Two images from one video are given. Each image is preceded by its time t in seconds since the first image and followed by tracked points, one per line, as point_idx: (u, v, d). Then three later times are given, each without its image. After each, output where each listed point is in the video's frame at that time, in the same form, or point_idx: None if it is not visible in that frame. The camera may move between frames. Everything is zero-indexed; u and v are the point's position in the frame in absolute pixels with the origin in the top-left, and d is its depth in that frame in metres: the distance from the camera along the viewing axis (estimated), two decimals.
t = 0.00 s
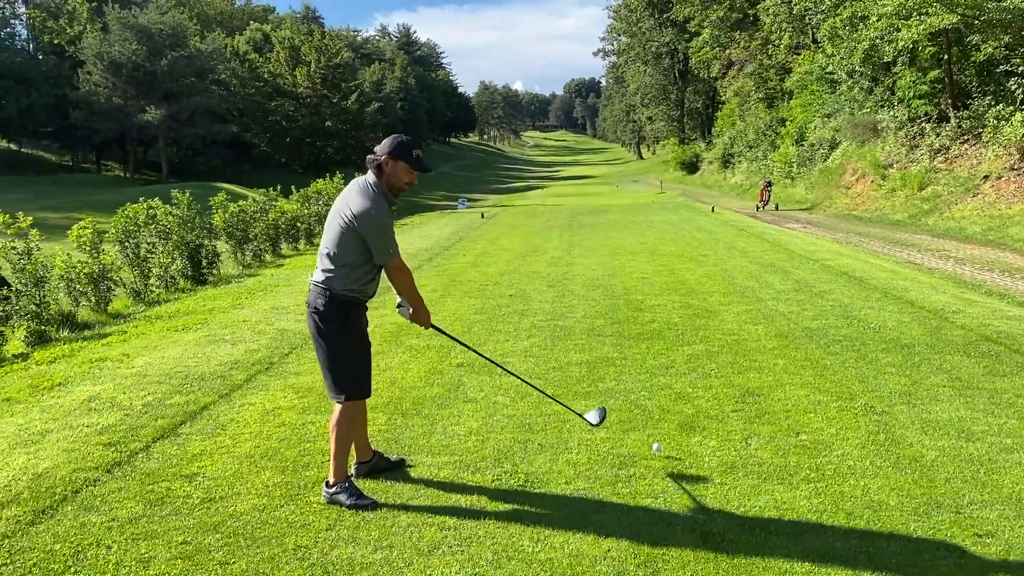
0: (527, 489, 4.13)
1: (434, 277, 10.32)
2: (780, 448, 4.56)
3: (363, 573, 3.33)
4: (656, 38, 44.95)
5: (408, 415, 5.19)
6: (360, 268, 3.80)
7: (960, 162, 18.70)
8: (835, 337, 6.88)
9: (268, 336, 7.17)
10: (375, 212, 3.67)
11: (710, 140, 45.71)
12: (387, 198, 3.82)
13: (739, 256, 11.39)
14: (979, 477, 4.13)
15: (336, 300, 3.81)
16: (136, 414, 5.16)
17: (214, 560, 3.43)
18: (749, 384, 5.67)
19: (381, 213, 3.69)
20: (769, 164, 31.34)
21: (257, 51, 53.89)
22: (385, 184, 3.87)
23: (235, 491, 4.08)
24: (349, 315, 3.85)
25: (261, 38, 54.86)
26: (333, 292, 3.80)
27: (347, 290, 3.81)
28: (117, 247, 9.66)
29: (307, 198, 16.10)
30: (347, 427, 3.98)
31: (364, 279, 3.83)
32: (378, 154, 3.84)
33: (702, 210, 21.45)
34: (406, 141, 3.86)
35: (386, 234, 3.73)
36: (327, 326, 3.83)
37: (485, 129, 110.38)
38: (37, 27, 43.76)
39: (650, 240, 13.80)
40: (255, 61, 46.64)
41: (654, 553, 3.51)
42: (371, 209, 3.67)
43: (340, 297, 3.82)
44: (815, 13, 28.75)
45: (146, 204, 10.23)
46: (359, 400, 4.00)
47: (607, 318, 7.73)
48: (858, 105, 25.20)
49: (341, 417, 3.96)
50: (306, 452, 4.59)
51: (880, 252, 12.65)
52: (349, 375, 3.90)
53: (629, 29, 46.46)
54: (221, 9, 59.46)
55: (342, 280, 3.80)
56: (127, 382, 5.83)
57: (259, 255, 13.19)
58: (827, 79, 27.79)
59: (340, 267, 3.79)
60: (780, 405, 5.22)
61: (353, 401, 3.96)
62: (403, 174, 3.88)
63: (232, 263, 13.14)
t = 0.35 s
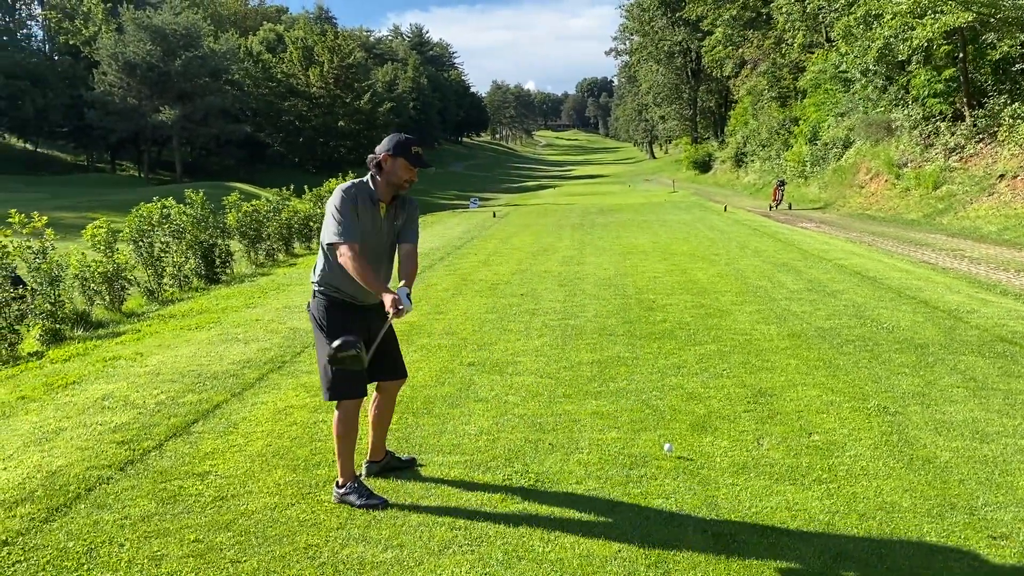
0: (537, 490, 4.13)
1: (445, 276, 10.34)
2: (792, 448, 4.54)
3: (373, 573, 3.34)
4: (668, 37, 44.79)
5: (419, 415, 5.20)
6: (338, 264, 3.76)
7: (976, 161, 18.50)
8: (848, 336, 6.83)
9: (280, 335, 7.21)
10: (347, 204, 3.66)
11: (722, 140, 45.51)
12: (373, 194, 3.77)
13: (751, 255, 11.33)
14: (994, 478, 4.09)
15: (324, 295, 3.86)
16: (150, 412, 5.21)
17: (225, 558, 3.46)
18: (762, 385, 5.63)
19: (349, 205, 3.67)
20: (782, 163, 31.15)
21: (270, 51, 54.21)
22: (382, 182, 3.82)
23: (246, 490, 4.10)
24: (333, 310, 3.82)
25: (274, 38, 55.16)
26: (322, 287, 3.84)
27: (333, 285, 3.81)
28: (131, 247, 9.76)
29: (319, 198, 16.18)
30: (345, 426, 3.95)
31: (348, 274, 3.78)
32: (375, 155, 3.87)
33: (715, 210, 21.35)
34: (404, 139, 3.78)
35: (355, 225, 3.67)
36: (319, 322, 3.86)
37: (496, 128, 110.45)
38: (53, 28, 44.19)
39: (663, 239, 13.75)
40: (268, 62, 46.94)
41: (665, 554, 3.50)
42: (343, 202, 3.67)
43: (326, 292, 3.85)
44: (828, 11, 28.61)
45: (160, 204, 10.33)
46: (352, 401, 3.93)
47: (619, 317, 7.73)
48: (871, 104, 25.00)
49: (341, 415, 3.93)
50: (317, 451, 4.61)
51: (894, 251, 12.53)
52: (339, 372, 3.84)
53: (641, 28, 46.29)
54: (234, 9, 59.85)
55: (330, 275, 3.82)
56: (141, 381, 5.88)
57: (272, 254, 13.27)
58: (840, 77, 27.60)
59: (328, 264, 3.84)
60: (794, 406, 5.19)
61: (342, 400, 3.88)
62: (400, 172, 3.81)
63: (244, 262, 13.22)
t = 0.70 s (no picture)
0: (542, 492, 4.12)
1: (454, 278, 10.36)
2: (799, 452, 4.51)
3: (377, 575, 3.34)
4: (680, 39, 44.63)
5: (425, 417, 5.21)
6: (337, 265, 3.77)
7: (989, 163, 18.30)
8: (857, 340, 6.79)
9: (288, 336, 7.25)
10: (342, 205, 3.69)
11: (734, 141, 45.30)
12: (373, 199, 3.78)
13: (761, 258, 11.26)
14: (1003, 484, 4.05)
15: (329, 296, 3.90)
16: (157, 414, 5.24)
17: (229, 560, 3.47)
18: (769, 388, 5.61)
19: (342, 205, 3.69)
20: (794, 165, 30.98)
21: (281, 53, 54.52)
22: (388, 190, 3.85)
23: (251, 492, 4.12)
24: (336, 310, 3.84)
25: (286, 40, 55.46)
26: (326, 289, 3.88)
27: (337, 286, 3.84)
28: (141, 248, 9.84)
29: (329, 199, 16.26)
30: (352, 428, 3.95)
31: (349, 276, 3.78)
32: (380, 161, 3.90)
33: (725, 211, 21.25)
34: (409, 147, 3.81)
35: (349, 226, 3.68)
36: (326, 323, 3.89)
37: (507, 130, 110.55)
38: (67, 31, 44.69)
39: (672, 242, 13.69)
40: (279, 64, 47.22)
41: (669, 558, 3.48)
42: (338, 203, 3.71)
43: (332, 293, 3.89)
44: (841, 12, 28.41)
45: (171, 206, 10.42)
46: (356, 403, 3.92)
47: (627, 320, 7.71)
48: (884, 105, 24.80)
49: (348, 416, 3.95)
50: (323, 453, 4.62)
51: (906, 254, 12.42)
52: (345, 372, 3.85)
53: (652, 29, 46.15)
54: (246, 11, 60.23)
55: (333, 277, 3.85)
56: (149, 382, 5.93)
57: (282, 256, 13.35)
58: (853, 78, 27.38)
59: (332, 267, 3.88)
60: (801, 409, 5.16)
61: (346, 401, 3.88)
62: (404, 178, 3.80)
63: (255, 264, 13.31)
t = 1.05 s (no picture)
0: (544, 500, 4.11)
1: (459, 283, 10.39)
2: (802, 459, 4.49)
3: None
4: (687, 44, 44.62)
5: (428, 422, 5.21)
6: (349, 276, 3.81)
7: (998, 168, 18.18)
8: (862, 346, 6.77)
9: (293, 341, 7.30)
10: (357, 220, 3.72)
11: (742, 146, 45.23)
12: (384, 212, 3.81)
13: (767, 263, 11.25)
14: (1006, 492, 4.02)
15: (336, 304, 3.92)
16: (162, 418, 5.27)
17: (231, 565, 3.49)
18: (773, 395, 5.59)
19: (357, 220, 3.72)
20: (802, 170, 30.88)
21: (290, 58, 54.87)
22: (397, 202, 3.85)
23: (254, 497, 4.14)
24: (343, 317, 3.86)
25: (295, 45, 55.82)
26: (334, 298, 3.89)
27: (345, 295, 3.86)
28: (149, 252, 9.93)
29: (336, 204, 16.36)
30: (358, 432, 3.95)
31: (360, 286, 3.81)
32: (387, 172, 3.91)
33: (732, 217, 21.22)
34: (420, 160, 3.81)
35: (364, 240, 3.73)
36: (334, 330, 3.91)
37: (515, 135, 110.78)
38: (78, 36, 45.13)
39: (678, 247, 13.69)
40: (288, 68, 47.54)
41: (669, 565, 3.47)
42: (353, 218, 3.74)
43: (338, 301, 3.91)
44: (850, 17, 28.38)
45: (178, 210, 10.50)
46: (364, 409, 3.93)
47: (631, 326, 7.71)
48: (892, 110, 24.71)
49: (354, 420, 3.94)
50: (326, 458, 4.64)
51: (913, 260, 12.36)
52: (354, 377, 3.87)
53: (660, 34, 46.12)
54: (255, 17, 60.66)
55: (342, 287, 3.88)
56: (154, 387, 5.97)
57: (289, 261, 13.43)
58: (861, 84, 27.29)
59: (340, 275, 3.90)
60: (805, 415, 5.14)
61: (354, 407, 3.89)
62: (415, 192, 3.83)
63: (262, 268, 13.39)
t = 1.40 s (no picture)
0: (543, 507, 4.10)
1: (461, 288, 10.39)
2: (802, 467, 4.48)
3: None
4: (689, 50, 44.70)
5: (429, 429, 5.21)
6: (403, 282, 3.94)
7: (1000, 175, 18.13)
8: (864, 353, 6.76)
9: (294, 347, 7.31)
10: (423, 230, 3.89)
11: (744, 152, 45.24)
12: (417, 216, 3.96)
13: (769, 269, 11.24)
14: (1008, 501, 4.01)
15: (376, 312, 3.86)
16: (162, 424, 5.27)
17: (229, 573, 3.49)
18: (774, 402, 5.58)
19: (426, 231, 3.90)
20: (804, 176, 30.87)
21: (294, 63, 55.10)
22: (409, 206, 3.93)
23: (253, 503, 4.14)
24: (394, 324, 3.91)
25: (299, 51, 56.00)
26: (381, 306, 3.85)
27: (384, 302, 3.85)
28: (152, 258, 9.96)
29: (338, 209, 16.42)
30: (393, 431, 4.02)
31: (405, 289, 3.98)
32: (400, 172, 3.88)
33: (734, 223, 21.24)
34: (430, 164, 3.91)
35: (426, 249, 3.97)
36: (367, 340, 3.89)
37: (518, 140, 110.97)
38: (83, 42, 45.38)
39: (680, 253, 13.68)
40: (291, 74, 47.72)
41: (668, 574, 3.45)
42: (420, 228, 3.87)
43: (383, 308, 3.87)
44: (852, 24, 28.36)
45: (181, 216, 10.54)
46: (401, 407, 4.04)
47: (633, 332, 7.71)
48: (894, 117, 24.70)
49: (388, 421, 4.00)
50: (325, 464, 4.64)
51: (915, 267, 12.36)
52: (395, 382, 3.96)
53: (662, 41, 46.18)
54: (259, 23, 60.94)
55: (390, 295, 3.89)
56: (155, 393, 5.97)
57: (291, 266, 13.47)
58: (863, 90, 27.29)
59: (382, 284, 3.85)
60: (805, 423, 5.13)
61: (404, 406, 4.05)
62: (428, 195, 3.96)
63: (264, 273, 13.42)
